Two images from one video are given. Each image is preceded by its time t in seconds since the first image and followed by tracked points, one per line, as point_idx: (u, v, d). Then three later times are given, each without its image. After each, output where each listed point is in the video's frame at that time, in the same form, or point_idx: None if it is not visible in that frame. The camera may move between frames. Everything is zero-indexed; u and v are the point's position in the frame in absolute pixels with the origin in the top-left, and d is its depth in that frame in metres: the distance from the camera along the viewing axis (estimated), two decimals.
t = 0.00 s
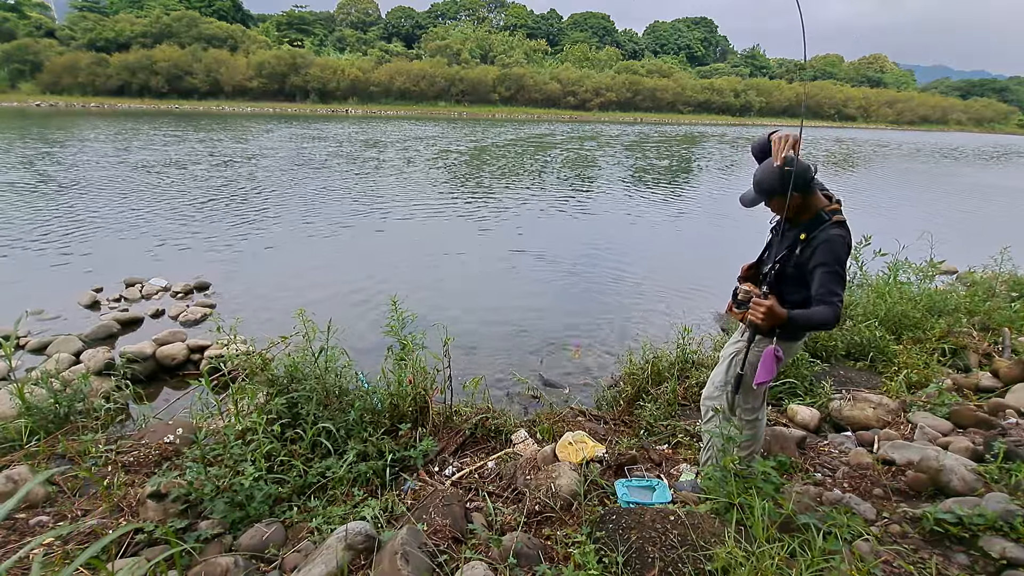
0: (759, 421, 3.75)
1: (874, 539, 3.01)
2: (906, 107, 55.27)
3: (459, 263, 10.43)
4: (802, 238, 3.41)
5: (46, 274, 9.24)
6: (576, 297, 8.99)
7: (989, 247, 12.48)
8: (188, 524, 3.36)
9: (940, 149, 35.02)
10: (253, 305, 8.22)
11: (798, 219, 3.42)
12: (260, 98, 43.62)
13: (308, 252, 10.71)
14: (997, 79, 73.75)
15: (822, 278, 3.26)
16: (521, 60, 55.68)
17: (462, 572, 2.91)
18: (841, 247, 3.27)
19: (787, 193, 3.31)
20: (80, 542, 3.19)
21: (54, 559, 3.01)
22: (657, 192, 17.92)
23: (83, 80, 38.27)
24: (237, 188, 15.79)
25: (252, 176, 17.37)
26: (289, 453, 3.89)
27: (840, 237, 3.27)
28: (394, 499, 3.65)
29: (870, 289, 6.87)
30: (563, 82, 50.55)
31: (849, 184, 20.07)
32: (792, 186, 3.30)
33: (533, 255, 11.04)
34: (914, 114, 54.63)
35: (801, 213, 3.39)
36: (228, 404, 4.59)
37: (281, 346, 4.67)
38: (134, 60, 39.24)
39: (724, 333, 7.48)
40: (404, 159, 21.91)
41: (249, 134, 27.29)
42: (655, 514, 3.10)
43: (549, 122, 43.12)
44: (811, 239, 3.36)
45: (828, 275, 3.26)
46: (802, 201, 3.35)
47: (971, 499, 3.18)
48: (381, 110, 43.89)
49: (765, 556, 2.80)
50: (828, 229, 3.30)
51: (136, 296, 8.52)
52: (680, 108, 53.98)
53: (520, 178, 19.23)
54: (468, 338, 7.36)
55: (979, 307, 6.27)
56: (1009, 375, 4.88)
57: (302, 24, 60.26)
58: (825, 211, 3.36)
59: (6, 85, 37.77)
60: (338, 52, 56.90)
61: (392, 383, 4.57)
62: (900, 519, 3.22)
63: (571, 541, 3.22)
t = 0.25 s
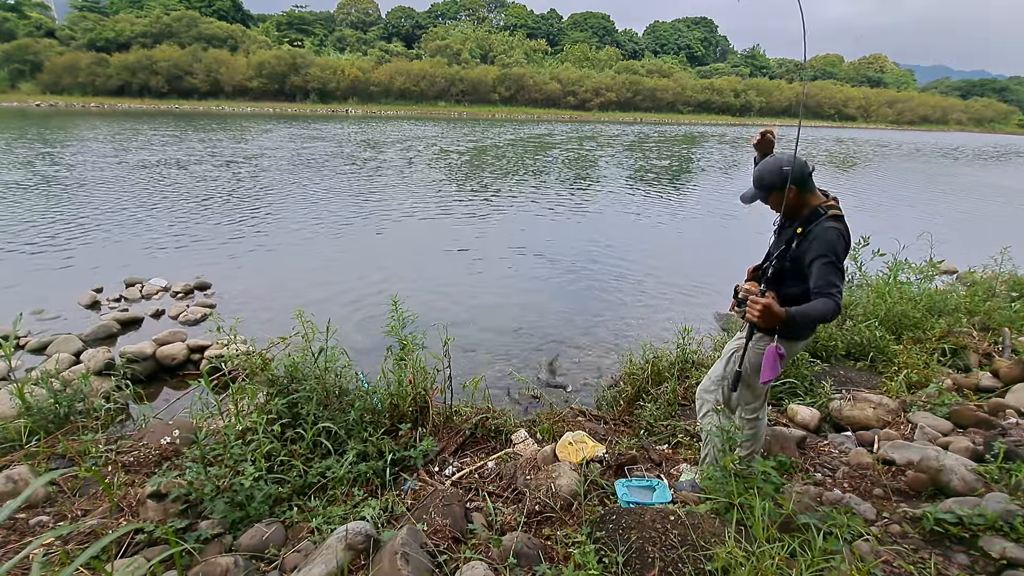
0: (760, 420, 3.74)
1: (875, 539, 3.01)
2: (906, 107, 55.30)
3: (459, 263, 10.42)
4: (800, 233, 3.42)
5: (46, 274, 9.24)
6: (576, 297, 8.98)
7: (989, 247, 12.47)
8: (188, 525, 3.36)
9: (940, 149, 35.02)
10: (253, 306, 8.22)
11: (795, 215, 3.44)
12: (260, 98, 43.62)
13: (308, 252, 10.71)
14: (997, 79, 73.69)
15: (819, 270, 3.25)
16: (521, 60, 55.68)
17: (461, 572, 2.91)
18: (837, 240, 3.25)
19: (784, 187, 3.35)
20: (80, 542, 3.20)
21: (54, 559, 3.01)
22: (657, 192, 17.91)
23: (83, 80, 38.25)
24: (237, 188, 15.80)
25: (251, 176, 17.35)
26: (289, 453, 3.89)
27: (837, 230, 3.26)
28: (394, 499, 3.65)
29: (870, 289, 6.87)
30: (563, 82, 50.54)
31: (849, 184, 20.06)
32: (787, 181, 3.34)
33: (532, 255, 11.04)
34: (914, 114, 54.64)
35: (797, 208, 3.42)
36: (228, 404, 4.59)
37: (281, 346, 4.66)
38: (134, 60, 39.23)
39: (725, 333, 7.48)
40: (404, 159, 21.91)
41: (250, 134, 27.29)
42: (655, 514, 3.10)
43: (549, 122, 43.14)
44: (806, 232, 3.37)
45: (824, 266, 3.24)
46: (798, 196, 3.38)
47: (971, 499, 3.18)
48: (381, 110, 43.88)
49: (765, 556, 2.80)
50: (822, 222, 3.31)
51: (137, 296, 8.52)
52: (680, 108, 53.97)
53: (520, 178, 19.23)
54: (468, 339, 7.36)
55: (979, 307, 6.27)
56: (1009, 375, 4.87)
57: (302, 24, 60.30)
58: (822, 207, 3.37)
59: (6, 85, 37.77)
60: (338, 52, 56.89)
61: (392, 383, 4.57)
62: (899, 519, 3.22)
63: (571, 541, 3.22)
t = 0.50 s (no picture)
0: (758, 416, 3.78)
1: (875, 539, 3.01)
2: (906, 106, 55.24)
3: (459, 263, 10.42)
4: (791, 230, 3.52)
5: (46, 274, 9.23)
6: (576, 297, 8.98)
7: (989, 247, 12.46)
8: (188, 524, 3.36)
9: (940, 149, 35.00)
10: (252, 306, 8.21)
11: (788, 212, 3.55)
12: (260, 98, 43.61)
13: (308, 252, 10.71)
14: (998, 78, 73.62)
15: (811, 262, 3.32)
16: (521, 60, 55.66)
17: (461, 572, 2.91)
18: (827, 232, 3.33)
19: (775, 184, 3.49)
20: (80, 542, 3.20)
21: (54, 559, 3.01)
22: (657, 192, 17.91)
23: (83, 80, 38.23)
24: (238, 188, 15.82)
25: (252, 176, 17.35)
26: (289, 452, 3.89)
27: (827, 224, 3.35)
28: (394, 499, 3.64)
29: (870, 289, 6.88)
30: (563, 82, 50.54)
31: (849, 184, 20.05)
32: (779, 179, 3.49)
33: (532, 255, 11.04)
34: (914, 114, 54.64)
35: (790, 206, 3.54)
36: (228, 404, 4.59)
37: (281, 346, 4.66)
38: (134, 60, 39.21)
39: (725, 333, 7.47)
40: (405, 159, 21.94)
41: (250, 134, 27.30)
42: (655, 514, 3.09)
43: (549, 122, 43.14)
44: (798, 228, 3.46)
45: (816, 259, 3.31)
46: (790, 193, 3.51)
47: (971, 499, 3.18)
48: (381, 110, 43.88)
49: (765, 556, 2.80)
50: (813, 217, 3.40)
51: (136, 296, 8.52)
52: (680, 108, 53.95)
53: (520, 178, 19.24)
54: (468, 339, 7.36)
55: (979, 307, 6.27)
56: (1009, 375, 4.87)
57: (302, 24, 60.32)
58: (813, 205, 3.48)
59: (6, 85, 37.76)
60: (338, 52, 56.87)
61: (392, 383, 4.57)
62: (899, 519, 3.22)
63: (571, 541, 3.22)
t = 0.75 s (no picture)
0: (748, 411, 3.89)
1: (875, 539, 3.00)
2: (906, 106, 55.22)
3: (458, 263, 10.41)
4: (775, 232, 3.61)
5: (46, 274, 9.24)
6: (576, 297, 8.97)
7: (989, 247, 12.45)
8: (188, 525, 3.36)
9: (940, 149, 34.98)
10: (252, 306, 8.21)
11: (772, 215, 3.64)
12: (260, 98, 43.61)
13: (308, 252, 10.71)
14: (998, 78, 73.58)
15: (792, 264, 3.39)
16: (521, 60, 55.67)
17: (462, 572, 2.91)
18: (808, 235, 3.41)
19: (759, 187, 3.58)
20: (80, 542, 3.20)
21: (54, 558, 3.01)
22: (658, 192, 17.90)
23: (83, 80, 38.23)
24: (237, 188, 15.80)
25: (252, 176, 17.34)
26: (289, 452, 3.89)
27: (809, 227, 3.43)
28: (394, 499, 3.65)
29: (870, 289, 6.87)
30: (563, 82, 50.54)
31: (849, 184, 20.04)
32: (764, 182, 3.57)
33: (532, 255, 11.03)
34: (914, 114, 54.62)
35: (774, 209, 3.62)
36: (228, 404, 4.59)
37: (281, 346, 4.66)
38: (134, 60, 39.20)
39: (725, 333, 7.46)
40: (405, 159, 21.92)
41: (249, 134, 27.28)
42: (655, 514, 3.09)
43: (549, 122, 43.15)
44: (781, 231, 3.55)
45: (797, 260, 3.39)
46: (775, 197, 3.59)
47: (971, 499, 3.18)
48: (381, 110, 43.87)
49: (766, 556, 2.80)
50: (796, 220, 3.48)
51: (136, 296, 8.52)
52: (680, 108, 53.95)
53: (520, 178, 19.23)
54: (468, 339, 7.35)
55: (980, 307, 6.26)
56: (1009, 375, 4.87)
57: (302, 24, 60.34)
58: (796, 208, 3.57)
59: (6, 85, 37.75)
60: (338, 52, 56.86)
61: (392, 383, 4.57)
62: (899, 519, 3.22)
63: (571, 541, 3.22)
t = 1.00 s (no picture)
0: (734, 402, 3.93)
1: (875, 539, 3.00)
2: (906, 106, 55.21)
3: (459, 263, 10.41)
4: (750, 236, 3.62)
5: (46, 274, 9.23)
6: (576, 297, 8.98)
7: (988, 247, 12.45)
8: (188, 525, 3.36)
9: (941, 149, 34.97)
10: (253, 306, 8.21)
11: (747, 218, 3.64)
12: (260, 98, 43.62)
13: (308, 252, 10.71)
14: (998, 78, 73.53)
15: (769, 267, 3.41)
16: (521, 60, 55.66)
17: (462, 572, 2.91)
18: (783, 239, 3.43)
19: (732, 190, 3.58)
20: (80, 541, 3.20)
21: (54, 559, 3.01)
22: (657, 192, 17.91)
23: (83, 80, 38.24)
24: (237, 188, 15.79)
25: (251, 176, 17.35)
26: (289, 452, 3.88)
27: (783, 230, 3.45)
28: (394, 499, 3.65)
29: (870, 289, 6.88)
30: (563, 82, 50.54)
31: (849, 184, 20.04)
32: (737, 185, 3.56)
33: (532, 255, 11.03)
34: (914, 114, 54.64)
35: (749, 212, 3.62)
36: (228, 404, 4.59)
37: (281, 346, 4.66)
38: (134, 60, 39.21)
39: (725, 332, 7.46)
40: (405, 159, 21.92)
41: (249, 134, 27.26)
42: (655, 514, 3.09)
43: (549, 122, 43.16)
44: (756, 235, 3.57)
45: (774, 263, 3.40)
46: (749, 199, 3.60)
47: (972, 499, 3.18)
48: (381, 110, 43.88)
49: (765, 555, 2.81)
50: (770, 224, 3.50)
51: (137, 296, 8.53)
52: (680, 108, 53.95)
53: (520, 178, 19.22)
54: (469, 339, 7.35)
55: (980, 307, 6.27)
56: (1010, 375, 4.87)
57: (302, 24, 60.38)
58: (770, 211, 3.58)
59: (6, 85, 37.76)
60: (338, 52, 56.87)
61: (392, 383, 4.57)
62: (899, 519, 3.22)
63: (571, 541, 3.22)
